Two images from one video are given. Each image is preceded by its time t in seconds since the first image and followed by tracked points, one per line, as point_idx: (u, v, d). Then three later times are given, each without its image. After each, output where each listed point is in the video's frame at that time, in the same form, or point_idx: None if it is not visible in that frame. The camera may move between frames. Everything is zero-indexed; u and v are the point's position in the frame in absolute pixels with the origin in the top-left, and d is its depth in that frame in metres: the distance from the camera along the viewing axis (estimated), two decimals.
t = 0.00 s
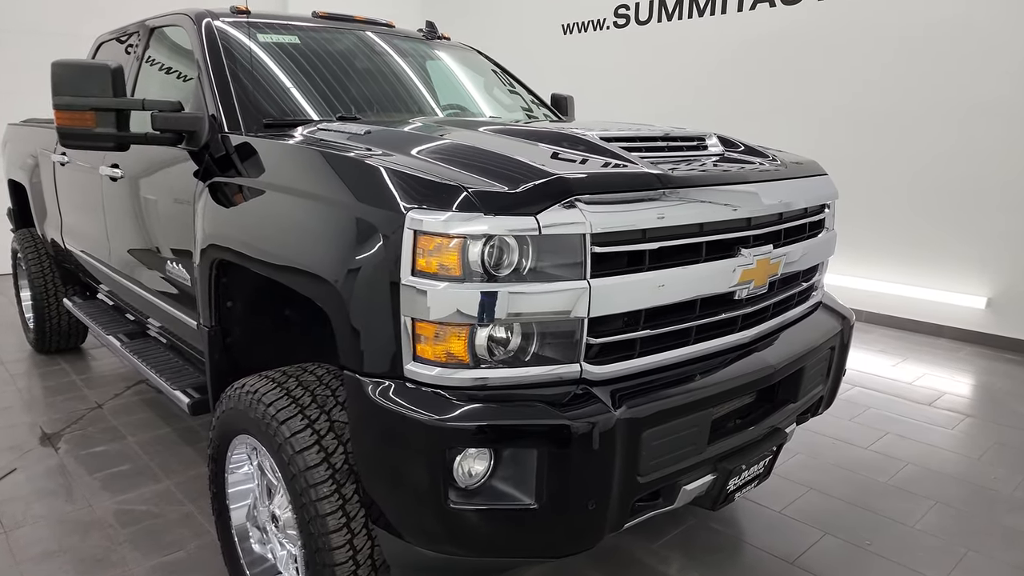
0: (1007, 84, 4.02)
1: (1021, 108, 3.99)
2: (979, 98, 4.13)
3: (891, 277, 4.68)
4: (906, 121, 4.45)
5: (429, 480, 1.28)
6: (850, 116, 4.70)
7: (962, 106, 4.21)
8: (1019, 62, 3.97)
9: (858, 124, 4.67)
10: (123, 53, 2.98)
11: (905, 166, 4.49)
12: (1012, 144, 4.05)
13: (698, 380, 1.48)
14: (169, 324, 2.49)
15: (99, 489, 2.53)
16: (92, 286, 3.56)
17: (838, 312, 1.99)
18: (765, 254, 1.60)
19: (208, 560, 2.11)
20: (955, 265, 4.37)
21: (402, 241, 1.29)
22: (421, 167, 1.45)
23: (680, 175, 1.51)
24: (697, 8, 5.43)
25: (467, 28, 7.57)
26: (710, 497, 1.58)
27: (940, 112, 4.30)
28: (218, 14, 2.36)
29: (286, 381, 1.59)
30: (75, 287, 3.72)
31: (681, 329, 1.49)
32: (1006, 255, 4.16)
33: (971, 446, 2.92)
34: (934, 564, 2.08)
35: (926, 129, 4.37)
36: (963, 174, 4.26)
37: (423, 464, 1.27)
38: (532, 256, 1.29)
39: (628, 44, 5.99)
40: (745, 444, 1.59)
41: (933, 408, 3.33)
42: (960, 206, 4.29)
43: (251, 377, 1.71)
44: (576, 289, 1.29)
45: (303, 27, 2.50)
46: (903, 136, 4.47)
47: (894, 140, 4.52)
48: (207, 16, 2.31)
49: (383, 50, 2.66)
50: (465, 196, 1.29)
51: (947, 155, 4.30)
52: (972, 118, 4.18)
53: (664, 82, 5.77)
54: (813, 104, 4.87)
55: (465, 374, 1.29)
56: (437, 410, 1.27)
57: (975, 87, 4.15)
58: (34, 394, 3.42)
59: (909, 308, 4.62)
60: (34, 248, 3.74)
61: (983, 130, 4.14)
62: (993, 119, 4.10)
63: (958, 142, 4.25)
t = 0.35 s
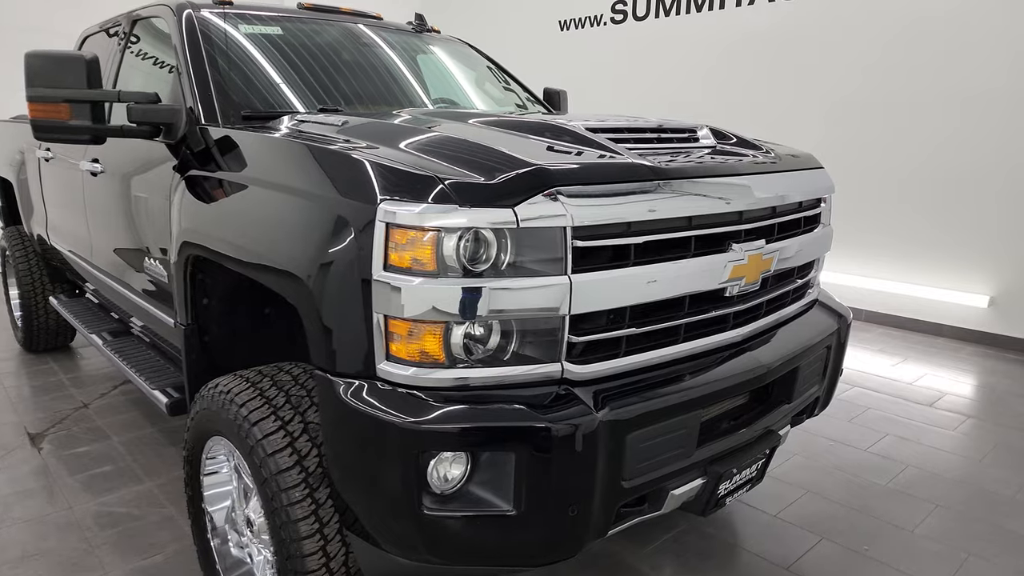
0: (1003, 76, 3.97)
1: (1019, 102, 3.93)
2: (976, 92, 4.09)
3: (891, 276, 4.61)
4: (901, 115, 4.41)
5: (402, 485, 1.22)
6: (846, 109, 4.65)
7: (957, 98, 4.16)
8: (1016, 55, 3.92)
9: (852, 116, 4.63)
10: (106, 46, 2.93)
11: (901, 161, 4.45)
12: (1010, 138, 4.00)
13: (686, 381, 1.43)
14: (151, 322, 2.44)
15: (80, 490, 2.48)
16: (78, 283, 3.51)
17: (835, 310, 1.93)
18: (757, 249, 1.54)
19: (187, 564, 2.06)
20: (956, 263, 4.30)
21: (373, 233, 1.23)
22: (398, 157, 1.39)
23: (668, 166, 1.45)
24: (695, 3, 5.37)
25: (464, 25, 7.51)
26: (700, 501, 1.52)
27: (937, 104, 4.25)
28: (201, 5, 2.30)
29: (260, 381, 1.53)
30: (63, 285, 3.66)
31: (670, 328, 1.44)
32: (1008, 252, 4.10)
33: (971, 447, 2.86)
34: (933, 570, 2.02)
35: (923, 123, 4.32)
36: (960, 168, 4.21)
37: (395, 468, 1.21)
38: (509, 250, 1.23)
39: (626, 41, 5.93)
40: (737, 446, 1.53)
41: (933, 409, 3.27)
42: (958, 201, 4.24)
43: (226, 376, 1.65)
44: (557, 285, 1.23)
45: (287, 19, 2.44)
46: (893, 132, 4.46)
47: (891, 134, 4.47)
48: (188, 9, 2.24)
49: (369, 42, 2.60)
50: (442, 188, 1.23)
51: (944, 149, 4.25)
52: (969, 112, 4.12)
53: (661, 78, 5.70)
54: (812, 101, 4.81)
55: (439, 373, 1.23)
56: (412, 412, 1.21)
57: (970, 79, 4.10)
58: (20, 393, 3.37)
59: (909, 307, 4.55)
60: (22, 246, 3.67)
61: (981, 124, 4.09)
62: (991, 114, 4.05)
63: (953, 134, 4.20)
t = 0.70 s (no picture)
0: (1001, 69, 3.93)
1: (1016, 97, 3.90)
2: (971, 87, 4.06)
3: (896, 276, 4.55)
4: (895, 110, 4.39)
5: (377, 489, 1.19)
6: (839, 106, 4.64)
7: (953, 93, 4.13)
8: (1013, 50, 3.89)
9: (844, 111, 4.62)
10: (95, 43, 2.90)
11: (888, 157, 4.46)
12: (1007, 134, 3.97)
13: (673, 382, 1.39)
14: (139, 321, 2.42)
15: (69, 489, 2.46)
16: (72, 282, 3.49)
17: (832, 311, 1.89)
18: (747, 247, 1.49)
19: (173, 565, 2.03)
20: (961, 264, 4.24)
21: (348, 229, 1.19)
22: (376, 153, 1.36)
23: (655, 161, 1.41)
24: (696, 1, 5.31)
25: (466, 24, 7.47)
26: (689, 506, 1.48)
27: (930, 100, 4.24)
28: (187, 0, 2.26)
29: (239, 381, 1.50)
30: (59, 284, 3.64)
31: (656, 327, 1.40)
32: (1012, 252, 4.04)
33: (973, 450, 2.81)
34: None
35: (913, 118, 4.31)
36: (955, 164, 4.18)
37: (369, 471, 1.18)
38: (489, 247, 1.18)
39: (626, 39, 5.87)
40: (728, 450, 1.49)
41: (935, 411, 3.21)
42: (951, 197, 4.22)
43: (206, 376, 1.62)
44: (536, 282, 1.19)
45: (277, 14, 2.41)
46: (882, 126, 4.46)
47: (886, 130, 4.45)
48: (175, 3, 2.20)
49: (361, 37, 2.57)
50: (419, 184, 1.19)
51: (937, 144, 4.23)
52: (963, 108, 4.10)
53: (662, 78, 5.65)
54: (812, 100, 4.76)
55: (415, 374, 1.19)
56: (386, 413, 1.17)
57: (966, 75, 4.07)
58: (15, 391, 3.37)
59: (913, 308, 4.49)
60: (17, 245, 3.66)
61: (977, 119, 4.06)
62: (986, 109, 4.02)
63: (946, 130, 4.19)
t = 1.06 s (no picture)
0: (996, 64, 3.91)
1: (1012, 94, 3.87)
2: (969, 84, 4.02)
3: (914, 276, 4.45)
4: (891, 100, 4.37)
5: (352, 486, 1.15)
6: (834, 103, 4.64)
7: (951, 91, 4.10)
8: (1009, 45, 3.85)
9: (840, 108, 4.61)
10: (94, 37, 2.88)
11: (882, 152, 4.46)
12: (1005, 131, 3.93)
13: (664, 380, 1.34)
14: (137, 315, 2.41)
15: (68, 482, 2.46)
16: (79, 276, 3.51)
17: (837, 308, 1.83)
18: (743, 241, 1.44)
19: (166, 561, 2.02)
20: (979, 263, 4.13)
21: (322, 219, 1.15)
22: (355, 141, 1.32)
23: (648, 151, 1.37)
24: None
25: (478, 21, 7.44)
26: (681, 508, 1.43)
27: (927, 97, 4.22)
28: None
29: (222, 375, 1.48)
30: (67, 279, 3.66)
31: (646, 323, 1.35)
32: None
33: (989, 454, 2.72)
34: None
35: (908, 114, 4.31)
36: (955, 162, 4.14)
37: (342, 467, 1.14)
38: (467, 238, 1.15)
39: (638, 34, 5.78)
40: (722, 450, 1.44)
41: (950, 414, 3.12)
42: (947, 194, 4.21)
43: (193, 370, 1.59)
44: (516, 274, 1.15)
45: (274, 7, 2.38)
46: (881, 113, 4.43)
47: (884, 127, 4.44)
48: None
49: (360, 30, 2.54)
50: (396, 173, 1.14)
51: (934, 141, 4.21)
52: (962, 105, 4.07)
53: (669, 73, 5.57)
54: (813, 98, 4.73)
55: (390, 368, 1.15)
56: (360, 408, 1.13)
57: (964, 72, 4.04)
58: (23, 384, 3.39)
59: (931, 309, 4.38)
60: (27, 240, 3.68)
61: (974, 117, 4.03)
62: (984, 106, 3.99)
63: (944, 127, 4.16)
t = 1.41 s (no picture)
0: (994, 62, 3.90)
1: (1012, 93, 3.85)
2: (970, 83, 4.01)
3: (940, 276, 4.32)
4: (888, 96, 4.37)
5: (321, 484, 1.11)
6: (833, 102, 4.64)
7: (950, 92, 4.09)
8: (1006, 43, 3.85)
9: (839, 106, 4.61)
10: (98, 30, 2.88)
11: (877, 150, 4.47)
12: (1005, 131, 3.91)
13: (656, 378, 1.28)
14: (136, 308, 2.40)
15: (71, 475, 2.47)
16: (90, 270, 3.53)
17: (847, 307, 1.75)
18: (743, 234, 1.38)
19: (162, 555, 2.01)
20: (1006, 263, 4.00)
21: (294, 207, 1.10)
22: (332, 128, 1.27)
23: (642, 138, 1.31)
24: None
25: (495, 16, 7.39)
26: (675, 513, 1.37)
27: (924, 95, 4.22)
28: None
29: (206, 368, 1.45)
30: (80, 273, 3.69)
31: (637, 318, 1.29)
32: None
33: (1013, 461, 2.61)
34: None
35: (906, 113, 4.31)
36: (952, 160, 4.14)
37: (313, 464, 1.10)
38: (447, 228, 1.10)
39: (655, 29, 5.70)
40: (719, 452, 1.38)
41: (972, 418, 3.01)
42: (943, 194, 4.22)
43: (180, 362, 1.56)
44: (497, 266, 1.10)
45: None
46: (878, 113, 4.43)
47: (881, 125, 4.44)
48: None
49: (362, 21, 2.49)
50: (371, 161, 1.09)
51: (932, 139, 4.21)
52: (961, 105, 4.06)
53: (686, 70, 5.47)
54: (812, 94, 4.73)
55: (363, 363, 1.10)
56: (334, 403, 1.09)
57: (964, 71, 4.02)
58: (35, 377, 3.42)
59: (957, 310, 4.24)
60: (42, 234, 3.71)
61: (974, 116, 4.02)
62: (983, 106, 3.98)
63: (942, 125, 4.16)
